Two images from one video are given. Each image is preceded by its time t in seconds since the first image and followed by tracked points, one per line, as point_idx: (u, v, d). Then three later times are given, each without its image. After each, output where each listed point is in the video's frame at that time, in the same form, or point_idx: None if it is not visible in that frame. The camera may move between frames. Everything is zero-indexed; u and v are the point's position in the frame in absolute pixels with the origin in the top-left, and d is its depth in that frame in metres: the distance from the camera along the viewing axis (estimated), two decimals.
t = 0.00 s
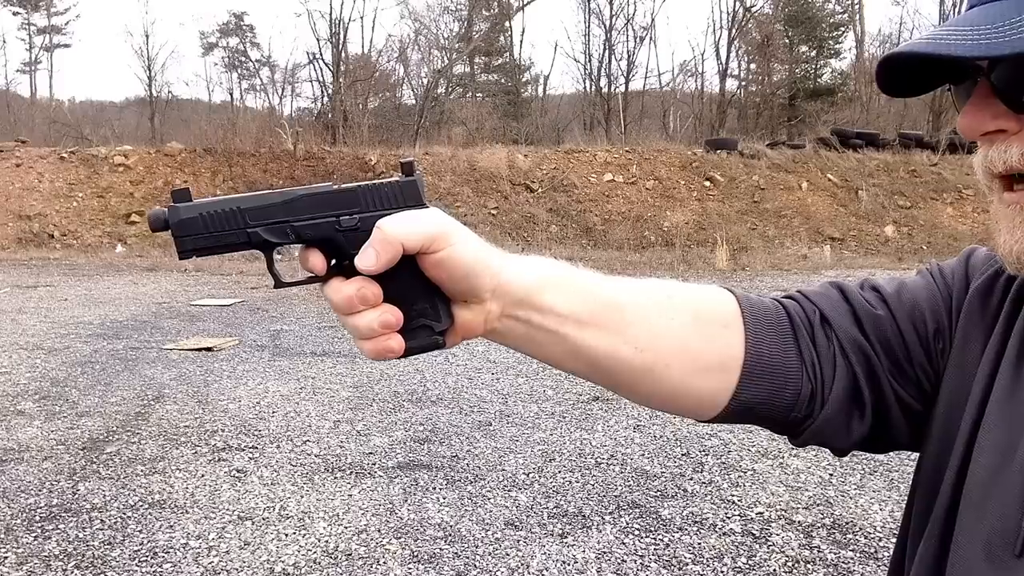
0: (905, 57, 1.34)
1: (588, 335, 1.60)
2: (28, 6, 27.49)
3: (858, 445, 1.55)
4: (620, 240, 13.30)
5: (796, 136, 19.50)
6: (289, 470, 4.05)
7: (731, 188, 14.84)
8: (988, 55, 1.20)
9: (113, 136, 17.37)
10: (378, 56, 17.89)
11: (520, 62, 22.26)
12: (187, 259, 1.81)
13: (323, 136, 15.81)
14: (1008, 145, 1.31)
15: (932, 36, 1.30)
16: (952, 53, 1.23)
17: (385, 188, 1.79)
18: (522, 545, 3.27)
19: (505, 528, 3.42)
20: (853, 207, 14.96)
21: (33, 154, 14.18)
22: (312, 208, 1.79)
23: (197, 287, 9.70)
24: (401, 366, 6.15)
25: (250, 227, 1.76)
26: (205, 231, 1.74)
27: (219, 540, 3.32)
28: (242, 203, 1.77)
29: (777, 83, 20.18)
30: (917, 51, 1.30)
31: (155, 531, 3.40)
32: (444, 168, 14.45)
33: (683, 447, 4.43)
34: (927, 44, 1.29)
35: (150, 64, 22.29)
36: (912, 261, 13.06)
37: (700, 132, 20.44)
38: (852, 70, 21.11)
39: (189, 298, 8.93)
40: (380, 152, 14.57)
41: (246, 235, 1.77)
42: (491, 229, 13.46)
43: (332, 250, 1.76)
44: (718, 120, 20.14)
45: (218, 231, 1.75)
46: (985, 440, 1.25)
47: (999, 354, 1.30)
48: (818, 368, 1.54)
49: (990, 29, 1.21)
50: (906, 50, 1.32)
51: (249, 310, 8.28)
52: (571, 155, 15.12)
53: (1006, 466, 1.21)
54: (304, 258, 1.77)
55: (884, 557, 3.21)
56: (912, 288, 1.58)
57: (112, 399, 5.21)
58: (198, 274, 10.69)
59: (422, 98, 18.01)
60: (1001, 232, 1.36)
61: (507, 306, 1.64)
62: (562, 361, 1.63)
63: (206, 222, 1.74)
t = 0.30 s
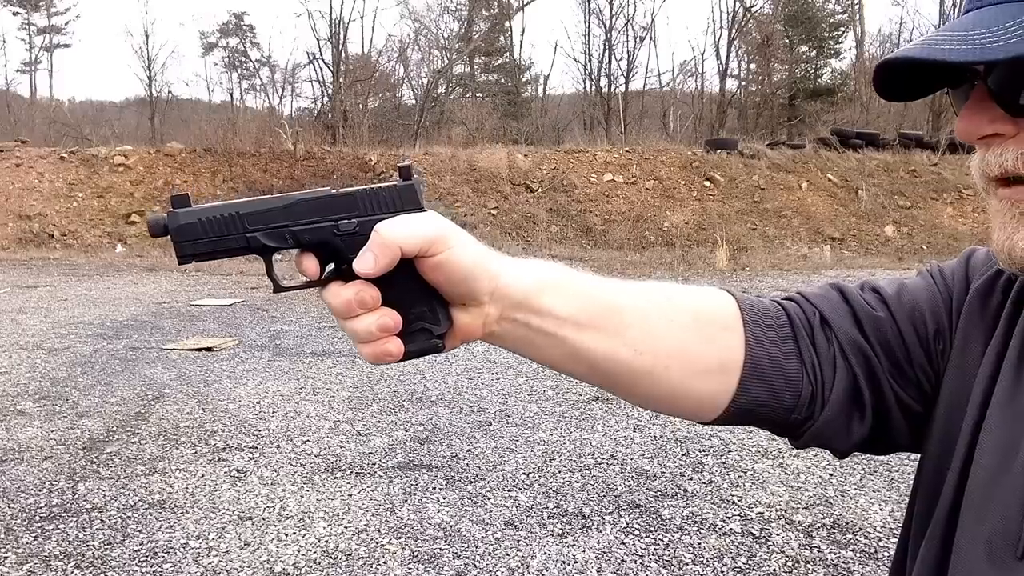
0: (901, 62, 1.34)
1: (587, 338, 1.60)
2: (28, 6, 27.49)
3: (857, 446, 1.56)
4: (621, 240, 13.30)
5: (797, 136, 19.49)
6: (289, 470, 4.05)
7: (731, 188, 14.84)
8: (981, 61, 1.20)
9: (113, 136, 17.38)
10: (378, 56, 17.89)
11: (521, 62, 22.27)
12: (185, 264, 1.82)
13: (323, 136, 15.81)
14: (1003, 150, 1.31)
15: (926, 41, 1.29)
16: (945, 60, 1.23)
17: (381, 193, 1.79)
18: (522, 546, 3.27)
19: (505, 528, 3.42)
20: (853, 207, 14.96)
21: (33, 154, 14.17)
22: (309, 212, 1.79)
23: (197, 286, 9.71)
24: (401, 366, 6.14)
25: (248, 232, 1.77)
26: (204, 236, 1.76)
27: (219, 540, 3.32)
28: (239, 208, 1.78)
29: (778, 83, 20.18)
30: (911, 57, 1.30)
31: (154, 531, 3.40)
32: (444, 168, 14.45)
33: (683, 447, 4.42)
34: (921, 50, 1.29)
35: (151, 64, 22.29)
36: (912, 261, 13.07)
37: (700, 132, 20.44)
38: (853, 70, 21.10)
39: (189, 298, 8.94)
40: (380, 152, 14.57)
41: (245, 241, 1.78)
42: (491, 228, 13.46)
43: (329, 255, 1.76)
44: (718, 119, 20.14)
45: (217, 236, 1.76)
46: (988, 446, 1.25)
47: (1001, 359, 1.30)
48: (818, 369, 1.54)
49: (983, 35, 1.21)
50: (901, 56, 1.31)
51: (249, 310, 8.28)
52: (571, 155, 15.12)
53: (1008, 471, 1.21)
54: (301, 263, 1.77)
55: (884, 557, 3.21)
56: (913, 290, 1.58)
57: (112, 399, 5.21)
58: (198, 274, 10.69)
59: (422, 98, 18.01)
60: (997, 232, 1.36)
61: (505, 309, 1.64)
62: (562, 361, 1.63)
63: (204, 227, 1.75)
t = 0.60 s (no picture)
0: (923, 51, 1.34)
1: (615, 303, 1.59)
2: None
3: (873, 428, 1.56)
4: (621, 232, 13.29)
5: (797, 128, 19.44)
6: (290, 463, 4.07)
7: (732, 181, 14.83)
8: (1006, 50, 1.20)
9: (112, 129, 17.35)
10: (378, 48, 17.84)
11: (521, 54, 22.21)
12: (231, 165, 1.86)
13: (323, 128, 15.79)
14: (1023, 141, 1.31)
15: (950, 29, 1.29)
16: (968, 48, 1.23)
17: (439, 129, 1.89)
18: (522, 538, 3.29)
19: (505, 520, 3.44)
20: (854, 199, 14.94)
21: (33, 147, 14.16)
22: (361, 138, 1.86)
23: (198, 279, 9.73)
24: (402, 358, 6.16)
25: (300, 147, 1.83)
26: (257, 142, 1.81)
27: (220, 532, 3.33)
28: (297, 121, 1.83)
29: (779, 75, 20.13)
30: (933, 45, 1.29)
31: (156, 522, 3.42)
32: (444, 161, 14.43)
33: (684, 439, 4.44)
34: (945, 40, 1.28)
35: (150, 56, 22.24)
36: (913, 254, 13.06)
37: (700, 124, 20.40)
38: (854, 62, 21.00)
39: (190, 290, 8.94)
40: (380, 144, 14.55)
41: (295, 153, 1.84)
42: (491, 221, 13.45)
43: (378, 181, 1.82)
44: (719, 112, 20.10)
45: (269, 146, 1.81)
46: (997, 442, 1.26)
47: (1015, 358, 1.30)
48: (838, 349, 1.55)
49: (1007, 25, 1.21)
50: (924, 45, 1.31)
51: (249, 303, 8.28)
52: (572, 147, 15.10)
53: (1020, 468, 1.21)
54: (348, 186, 1.83)
55: (884, 549, 3.22)
56: (936, 273, 1.58)
57: (114, 392, 5.23)
58: (198, 267, 10.69)
59: (422, 90, 17.95)
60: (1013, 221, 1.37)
61: (540, 269, 1.62)
62: (589, 328, 1.62)
63: (260, 133, 1.80)
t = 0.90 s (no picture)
0: (923, 51, 1.33)
1: (588, 340, 1.60)
2: None
3: (866, 440, 1.56)
4: (621, 232, 13.29)
5: (797, 128, 19.45)
6: (291, 462, 4.07)
7: (732, 181, 14.84)
8: (1007, 51, 1.19)
9: (112, 129, 17.36)
10: (378, 48, 17.86)
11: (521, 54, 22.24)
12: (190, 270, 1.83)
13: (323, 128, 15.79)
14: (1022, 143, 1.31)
15: (950, 29, 1.28)
16: (969, 49, 1.22)
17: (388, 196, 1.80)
18: (522, 538, 3.29)
19: (505, 520, 3.44)
20: (854, 199, 14.95)
21: (33, 147, 14.16)
22: (311, 217, 1.79)
23: (198, 279, 9.73)
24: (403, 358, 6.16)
25: (252, 239, 1.78)
26: (208, 245, 1.77)
27: (221, 532, 3.33)
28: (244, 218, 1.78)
29: (779, 75, 20.14)
30: (933, 46, 1.29)
31: (156, 522, 3.42)
32: (444, 161, 14.44)
33: (683, 439, 4.44)
34: (945, 39, 1.28)
35: (150, 56, 22.24)
36: (913, 253, 13.06)
37: (700, 124, 20.40)
38: (854, 62, 21.03)
39: (190, 290, 8.95)
40: (381, 145, 14.56)
41: (247, 246, 1.78)
42: (491, 221, 13.45)
43: (334, 261, 1.77)
44: (718, 112, 20.11)
45: (221, 245, 1.77)
46: (997, 441, 1.25)
47: (1014, 356, 1.30)
48: (826, 366, 1.55)
49: (1007, 25, 1.20)
50: (923, 45, 1.31)
51: (249, 303, 8.29)
52: (572, 147, 15.10)
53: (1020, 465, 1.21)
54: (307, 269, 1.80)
55: (883, 549, 3.22)
56: (924, 284, 1.57)
57: (114, 391, 5.23)
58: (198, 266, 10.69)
59: (422, 90, 17.96)
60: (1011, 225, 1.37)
61: (508, 312, 1.63)
62: (563, 366, 1.64)
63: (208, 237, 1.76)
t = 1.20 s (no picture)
0: (918, 56, 1.33)
1: (605, 302, 1.60)
2: None
3: (874, 426, 1.56)
4: (619, 232, 13.29)
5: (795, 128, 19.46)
6: (288, 463, 4.07)
7: (730, 181, 14.85)
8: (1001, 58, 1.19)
9: (109, 129, 17.33)
10: (376, 47, 17.84)
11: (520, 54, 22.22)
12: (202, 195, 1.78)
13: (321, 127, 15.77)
14: (1017, 147, 1.31)
15: (945, 34, 1.29)
16: (963, 56, 1.23)
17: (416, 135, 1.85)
18: (520, 538, 3.29)
19: (503, 520, 3.44)
20: (852, 199, 14.96)
21: (30, 146, 14.14)
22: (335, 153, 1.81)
23: (195, 278, 9.72)
24: (401, 358, 6.15)
25: (273, 169, 1.76)
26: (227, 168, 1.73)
27: (218, 532, 3.33)
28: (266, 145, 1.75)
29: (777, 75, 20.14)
30: (927, 52, 1.29)
31: (153, 523, 3.41)
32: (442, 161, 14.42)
33: (681, 439, 4.44)
34: (940, 46, 1.28)
35: (148, 55, 22.21)
36: (911, 254, 13.07)
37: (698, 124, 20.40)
38: (852, 62, 21.04)
39: (187, 290, 8.93)
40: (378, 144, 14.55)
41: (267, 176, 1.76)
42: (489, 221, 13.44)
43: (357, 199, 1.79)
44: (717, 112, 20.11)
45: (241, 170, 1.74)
46: (995, 437, 1.25)
47: (1015, 350, 1.30)
48: (841, 346, 1.55)
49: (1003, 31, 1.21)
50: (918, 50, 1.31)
51: (247, 302, 8.28)
52: (570, 147, 15.11)
53: (1014, 464, 1.21)
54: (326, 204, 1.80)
55: (881, 549, 3.23)
56: (937, 273, 1.59)
57: (112, 391, 5.23)
58: (195, 266, 10.68)
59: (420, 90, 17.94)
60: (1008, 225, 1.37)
61: (527, 268, 1.63)
62: (576, 324, 1.64)
63: (230, 160, 1.73)
